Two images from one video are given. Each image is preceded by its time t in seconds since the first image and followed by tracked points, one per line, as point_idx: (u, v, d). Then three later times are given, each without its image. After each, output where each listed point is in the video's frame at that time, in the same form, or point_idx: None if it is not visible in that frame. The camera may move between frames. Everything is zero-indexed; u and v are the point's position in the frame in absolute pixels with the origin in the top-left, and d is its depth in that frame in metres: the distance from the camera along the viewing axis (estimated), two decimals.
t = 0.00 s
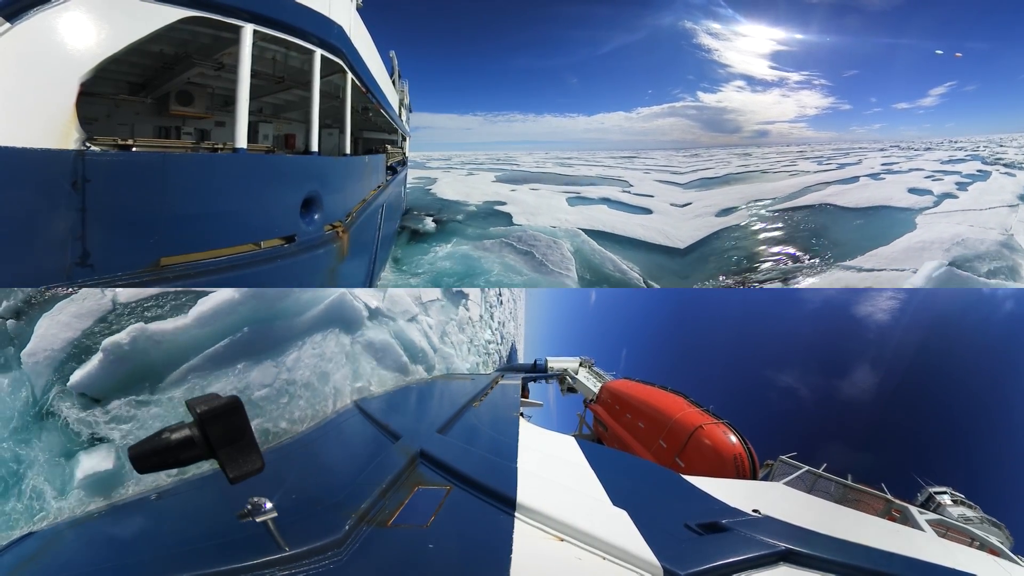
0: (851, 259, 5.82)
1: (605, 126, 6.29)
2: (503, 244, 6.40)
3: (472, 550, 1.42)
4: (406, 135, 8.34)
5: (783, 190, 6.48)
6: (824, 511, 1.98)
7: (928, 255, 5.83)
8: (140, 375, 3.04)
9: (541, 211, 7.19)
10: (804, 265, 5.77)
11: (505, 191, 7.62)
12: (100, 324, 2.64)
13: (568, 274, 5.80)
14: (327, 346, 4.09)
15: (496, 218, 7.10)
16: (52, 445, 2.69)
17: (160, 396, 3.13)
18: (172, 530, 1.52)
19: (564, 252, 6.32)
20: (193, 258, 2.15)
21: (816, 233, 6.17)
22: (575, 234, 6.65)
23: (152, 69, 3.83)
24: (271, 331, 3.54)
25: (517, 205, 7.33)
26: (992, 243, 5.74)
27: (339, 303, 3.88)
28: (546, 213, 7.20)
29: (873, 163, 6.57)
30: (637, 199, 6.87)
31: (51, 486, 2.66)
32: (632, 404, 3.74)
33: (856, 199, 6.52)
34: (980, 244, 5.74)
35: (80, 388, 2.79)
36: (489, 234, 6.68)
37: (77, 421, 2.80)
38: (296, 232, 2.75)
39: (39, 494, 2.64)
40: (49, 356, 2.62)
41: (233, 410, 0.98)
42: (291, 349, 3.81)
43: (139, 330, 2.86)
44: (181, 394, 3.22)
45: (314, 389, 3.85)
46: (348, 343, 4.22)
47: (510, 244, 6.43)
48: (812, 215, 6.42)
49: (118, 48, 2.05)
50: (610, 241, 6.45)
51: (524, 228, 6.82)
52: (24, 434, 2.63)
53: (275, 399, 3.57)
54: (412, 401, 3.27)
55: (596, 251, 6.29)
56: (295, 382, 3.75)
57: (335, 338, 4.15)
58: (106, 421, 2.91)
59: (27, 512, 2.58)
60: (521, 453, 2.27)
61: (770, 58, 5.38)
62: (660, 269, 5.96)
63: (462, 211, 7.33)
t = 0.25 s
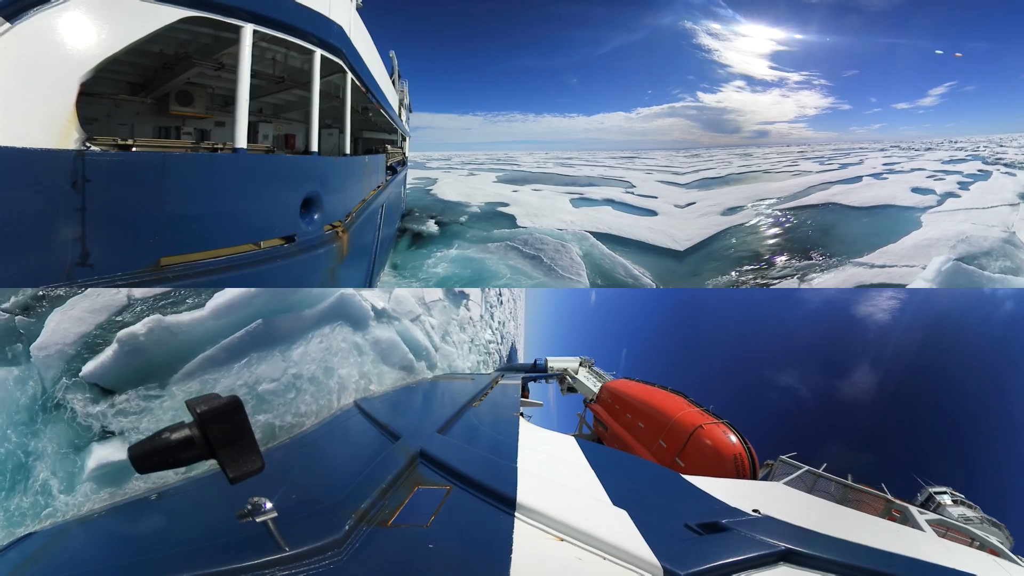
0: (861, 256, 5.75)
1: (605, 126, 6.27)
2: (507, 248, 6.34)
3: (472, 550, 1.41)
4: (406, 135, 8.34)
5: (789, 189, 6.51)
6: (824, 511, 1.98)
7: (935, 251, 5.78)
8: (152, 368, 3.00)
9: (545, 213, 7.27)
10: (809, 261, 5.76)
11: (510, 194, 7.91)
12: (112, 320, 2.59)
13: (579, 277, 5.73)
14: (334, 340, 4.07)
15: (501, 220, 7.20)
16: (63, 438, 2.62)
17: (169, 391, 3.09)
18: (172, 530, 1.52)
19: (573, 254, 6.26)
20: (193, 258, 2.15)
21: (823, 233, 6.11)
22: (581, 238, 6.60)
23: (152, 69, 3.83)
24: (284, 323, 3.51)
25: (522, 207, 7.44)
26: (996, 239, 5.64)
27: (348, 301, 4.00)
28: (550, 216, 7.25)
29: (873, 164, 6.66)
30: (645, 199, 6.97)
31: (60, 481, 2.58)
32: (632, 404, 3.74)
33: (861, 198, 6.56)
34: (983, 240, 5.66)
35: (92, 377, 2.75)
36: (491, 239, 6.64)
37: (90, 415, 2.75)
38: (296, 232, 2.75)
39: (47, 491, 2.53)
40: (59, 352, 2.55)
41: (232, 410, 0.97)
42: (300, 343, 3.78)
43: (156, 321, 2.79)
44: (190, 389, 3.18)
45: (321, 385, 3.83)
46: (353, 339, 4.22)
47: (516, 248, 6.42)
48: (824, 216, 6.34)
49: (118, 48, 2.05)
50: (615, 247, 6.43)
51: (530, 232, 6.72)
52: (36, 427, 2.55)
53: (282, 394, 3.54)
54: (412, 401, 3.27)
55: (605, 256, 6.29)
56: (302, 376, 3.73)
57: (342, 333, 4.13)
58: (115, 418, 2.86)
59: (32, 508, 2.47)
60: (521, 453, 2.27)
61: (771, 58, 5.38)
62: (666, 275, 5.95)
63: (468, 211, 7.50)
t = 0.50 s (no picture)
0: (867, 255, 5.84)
1: (605, 126, 6.28)
2: (516, 251, 6.38)
3: (472, 550, 1.42)
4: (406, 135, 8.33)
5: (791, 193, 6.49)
6: (824, 511, 1.98)
7: (942, 248, 5.87)
8: (164, 362, 2.97)
9: (550, 215, 7.26)
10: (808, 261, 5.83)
11: (514, 196, 7.80)
12: (127, 314, 2.52)
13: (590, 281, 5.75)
14: (341, 335, 3.98)
15: (506, 222, 7.25)
16: (72, 432, 2.61)
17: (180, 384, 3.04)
18: (173, 530, 1.52)
19: (583, 258, 6.28)
20: (193, 258, 2.15)
21: (829, 235, 6.08)
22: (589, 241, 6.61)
23: (152, 69, 3.83)
24: (295, 313, 3.46)
25: (523, 207, 7.47)
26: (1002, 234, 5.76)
27: (354, 300, 4.01)
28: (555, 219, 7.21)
29: (874, 163, 6.68)
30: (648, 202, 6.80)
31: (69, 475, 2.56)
32: (632, 404, 3.74)
33: (867, 196, 6.64)
34: (987, 237, 5.73)
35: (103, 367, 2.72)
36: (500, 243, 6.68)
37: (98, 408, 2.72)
38: (297, 232, 2.74)
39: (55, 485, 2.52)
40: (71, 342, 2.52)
41: (233, 410, 0.97)
42: (308, 335, 3.72)
43: (173, 314, 2.73)
44: (201, 383, 3.16)
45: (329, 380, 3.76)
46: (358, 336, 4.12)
47: (524, 251, 6.42)
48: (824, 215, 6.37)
49: (118, 48, 2.05)
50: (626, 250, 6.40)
51: (538, 235, 6.80)
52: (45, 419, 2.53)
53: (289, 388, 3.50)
54: (412, 401, 3.27)
55: (616, 259, 6.23)
56: (309, 369, 3.69)
57: (347, 329, 4.04)
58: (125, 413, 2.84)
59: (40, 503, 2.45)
60: (521, 453, 2.27)
61: (771, 58, 5.38)
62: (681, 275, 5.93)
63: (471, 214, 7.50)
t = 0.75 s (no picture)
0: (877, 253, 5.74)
1: (605, 126, 6.28)
2: (523, 255, 6.20)
3: (472, 550, 1.41)
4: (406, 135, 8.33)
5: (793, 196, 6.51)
6: (824, 511, 1.98)
7: (949, 244, 5.83)
8: (180, 353, 2.99)
9: (556, 218, 7.18)
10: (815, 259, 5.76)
11: (518, 199, 7.80)
12: (143, 308, 2.53)
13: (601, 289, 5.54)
14: (349, 332, 4.06)
15: (511, 224, 7.14)
16: (82, 426, 2.62)
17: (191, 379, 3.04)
18: (174, 530, 1.52)
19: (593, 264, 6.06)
20: (192, 258, 2.14)
21: (836, 233, 6.05)
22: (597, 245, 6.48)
23: (152, 69, 3.83)
24: (308, 307, 3.48)
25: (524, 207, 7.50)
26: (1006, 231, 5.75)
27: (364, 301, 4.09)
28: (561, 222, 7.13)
29: (877, 163, 6.66)
30: (650, 203, 6.85)
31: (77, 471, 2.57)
32: (632, 403, 3.74)
33: (872, 195, 6.62)
34: (991, 235, 5.73)
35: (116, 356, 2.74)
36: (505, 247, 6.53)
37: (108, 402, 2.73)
38: (296, 232, 2.74)
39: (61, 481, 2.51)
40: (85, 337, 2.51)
41: (233, 410, 0.97)
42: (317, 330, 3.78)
43: (191, 305, 2.75)
44: (212, 377, 3.20)
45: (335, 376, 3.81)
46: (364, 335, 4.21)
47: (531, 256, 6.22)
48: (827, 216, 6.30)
49: (118, 48, 2.05)
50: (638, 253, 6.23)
51: (546, 239, 6.65)
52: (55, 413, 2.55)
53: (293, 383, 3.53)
54: (411, 400, 3.27)
55: (627, 263, 6.04)
56: (316, 364, 3.76)
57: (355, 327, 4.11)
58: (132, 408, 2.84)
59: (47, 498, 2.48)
60: (521, 453, 2.26)
61: (771, 58, 5.38)
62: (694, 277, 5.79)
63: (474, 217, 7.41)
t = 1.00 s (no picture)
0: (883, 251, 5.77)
1: (605, 126, 6.29)
2: (531, 260, 6.04)
3: (473, 551, 1.41)
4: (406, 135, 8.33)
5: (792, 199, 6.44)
6: (823, 511, 1.98)
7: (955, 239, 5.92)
8: (194, 344, 2.97)
9: (563, 219, 7.03)
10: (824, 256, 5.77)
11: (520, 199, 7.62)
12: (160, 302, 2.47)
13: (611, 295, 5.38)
14: (355, 331, 4.13)
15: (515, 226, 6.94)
16: (93, 418, 2.62)
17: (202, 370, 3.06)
18: (175, 530, 1.52)
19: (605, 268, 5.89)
20: (193, 258, 2.15)
21: (845, 232, 6.04)
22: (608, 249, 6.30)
23: (152, 69, 3.83)
24: (315, 301, 3.50)
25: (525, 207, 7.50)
26: (1007, 229, 5.86)
27: (370, 300, 4.17)
28: (568, 224, 6.92)
29: (878, 163, 6.62)
30: (654, 203, 6.80)
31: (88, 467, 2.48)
32: (632, 404, 3.74)
33: (876, 194, 6.60)
34: (994, 232, 5.83)
35: (130, 345, 2.71)
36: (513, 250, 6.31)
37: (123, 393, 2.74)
38: (297, 232, 2.74)
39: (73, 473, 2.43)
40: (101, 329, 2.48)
41: (233, 410, 0.98)
42: (325, 323, 3.80)
43: (210, 297, 2.70)
44: (224, 368, 3.20)
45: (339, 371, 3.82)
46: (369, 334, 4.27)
47: (539, 260, 6.06)
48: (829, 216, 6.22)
49: (118, 48, 2.05)
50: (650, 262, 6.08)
51: (556, 243, 6.47)
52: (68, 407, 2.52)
53: (299, 376, 3.55)
54: (410, 401, 3.27)
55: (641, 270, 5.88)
56: (322, 359, 3.78)
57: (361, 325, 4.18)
58: (143, 397, 2.82)
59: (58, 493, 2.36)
60: (521, 453, 2.27)
61: (771, 58, 5.38)
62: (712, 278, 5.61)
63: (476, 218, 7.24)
